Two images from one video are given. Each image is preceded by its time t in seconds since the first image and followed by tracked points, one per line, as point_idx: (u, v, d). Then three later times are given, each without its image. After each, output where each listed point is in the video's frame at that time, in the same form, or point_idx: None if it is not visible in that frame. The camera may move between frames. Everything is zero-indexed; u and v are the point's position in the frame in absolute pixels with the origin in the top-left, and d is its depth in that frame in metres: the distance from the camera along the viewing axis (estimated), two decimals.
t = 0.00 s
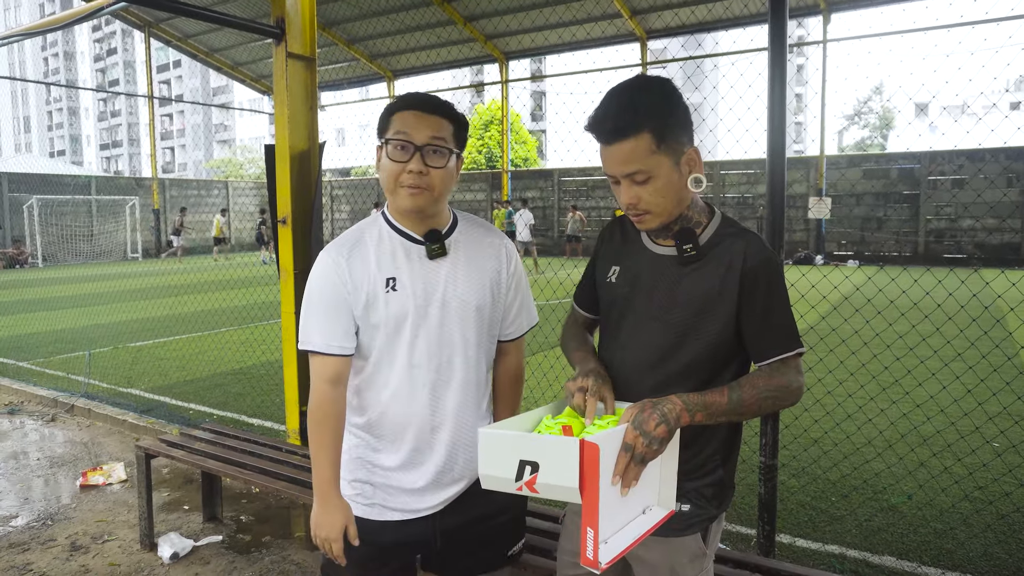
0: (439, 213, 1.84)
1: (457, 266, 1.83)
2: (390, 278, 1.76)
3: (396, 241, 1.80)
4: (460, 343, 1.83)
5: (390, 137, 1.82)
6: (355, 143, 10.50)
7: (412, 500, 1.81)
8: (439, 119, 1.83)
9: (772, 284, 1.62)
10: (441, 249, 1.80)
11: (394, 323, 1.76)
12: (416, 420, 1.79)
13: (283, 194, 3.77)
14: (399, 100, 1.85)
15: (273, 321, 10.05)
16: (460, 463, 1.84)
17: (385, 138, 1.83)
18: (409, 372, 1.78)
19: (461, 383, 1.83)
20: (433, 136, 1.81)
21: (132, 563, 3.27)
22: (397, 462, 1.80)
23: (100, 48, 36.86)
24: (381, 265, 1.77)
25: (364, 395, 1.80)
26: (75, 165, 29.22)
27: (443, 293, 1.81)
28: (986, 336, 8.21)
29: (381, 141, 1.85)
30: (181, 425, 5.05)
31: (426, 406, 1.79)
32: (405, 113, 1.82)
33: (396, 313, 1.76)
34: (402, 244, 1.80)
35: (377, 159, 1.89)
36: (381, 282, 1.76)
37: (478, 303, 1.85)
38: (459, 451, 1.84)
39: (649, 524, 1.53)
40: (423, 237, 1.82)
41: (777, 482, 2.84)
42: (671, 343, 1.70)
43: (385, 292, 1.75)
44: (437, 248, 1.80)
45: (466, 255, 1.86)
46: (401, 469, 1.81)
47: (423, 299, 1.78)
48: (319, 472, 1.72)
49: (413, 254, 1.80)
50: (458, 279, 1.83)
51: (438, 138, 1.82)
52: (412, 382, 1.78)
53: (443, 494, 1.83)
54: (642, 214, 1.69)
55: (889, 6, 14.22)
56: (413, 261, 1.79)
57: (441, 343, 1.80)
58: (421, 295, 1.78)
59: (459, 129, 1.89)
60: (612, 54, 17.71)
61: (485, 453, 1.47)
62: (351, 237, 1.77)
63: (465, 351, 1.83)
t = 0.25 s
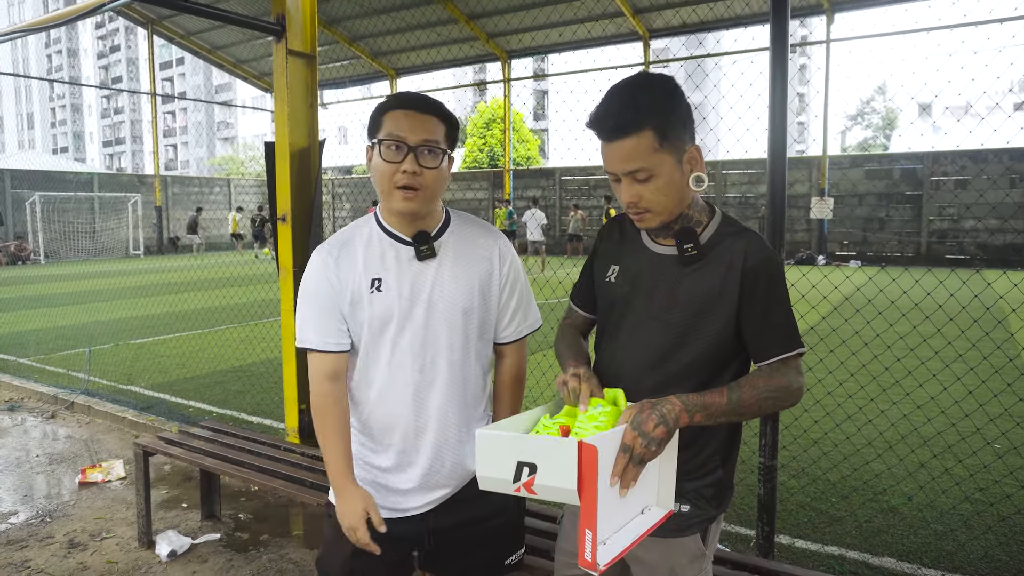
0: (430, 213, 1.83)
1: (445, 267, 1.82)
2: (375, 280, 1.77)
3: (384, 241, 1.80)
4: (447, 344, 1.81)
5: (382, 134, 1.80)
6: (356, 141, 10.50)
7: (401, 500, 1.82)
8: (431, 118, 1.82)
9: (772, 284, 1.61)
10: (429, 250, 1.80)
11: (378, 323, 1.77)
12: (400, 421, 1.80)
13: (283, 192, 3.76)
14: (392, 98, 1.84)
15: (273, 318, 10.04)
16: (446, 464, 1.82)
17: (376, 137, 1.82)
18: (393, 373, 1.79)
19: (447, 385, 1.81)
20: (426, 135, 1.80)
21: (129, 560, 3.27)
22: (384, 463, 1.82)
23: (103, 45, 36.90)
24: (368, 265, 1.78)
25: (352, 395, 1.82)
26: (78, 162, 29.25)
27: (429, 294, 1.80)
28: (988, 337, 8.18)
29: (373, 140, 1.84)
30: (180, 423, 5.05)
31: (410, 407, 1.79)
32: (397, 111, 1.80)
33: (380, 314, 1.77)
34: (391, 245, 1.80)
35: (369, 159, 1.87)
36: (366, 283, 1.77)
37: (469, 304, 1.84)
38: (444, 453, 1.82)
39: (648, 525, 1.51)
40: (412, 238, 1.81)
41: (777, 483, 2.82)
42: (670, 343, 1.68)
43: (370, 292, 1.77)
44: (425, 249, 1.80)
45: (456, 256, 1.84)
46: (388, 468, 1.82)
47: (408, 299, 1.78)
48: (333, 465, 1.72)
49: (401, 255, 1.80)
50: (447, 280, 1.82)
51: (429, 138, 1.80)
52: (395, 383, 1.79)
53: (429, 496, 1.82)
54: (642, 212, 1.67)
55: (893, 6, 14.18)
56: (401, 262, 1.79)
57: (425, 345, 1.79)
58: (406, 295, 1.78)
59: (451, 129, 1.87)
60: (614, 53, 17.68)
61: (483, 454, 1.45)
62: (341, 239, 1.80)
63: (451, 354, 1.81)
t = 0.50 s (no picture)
0: (433, 209, 1.82)
1: (444, 264, 1.81)
2: (373, 275, 1.75)
3: (384, 235, 1.78)
4: (443, 342, 1.80)
5: (385, 131, 1.79)
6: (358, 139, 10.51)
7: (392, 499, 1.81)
8: (433, 114, 1.82)
9: (773, 283, 1.60)
10: (430, 247, 1.78)
11: (376, 320, 1.76)
12: (395, 419, 1.78)
13: (283, 190, 3.75)
14: (392, 94, 1.83)
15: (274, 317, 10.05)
16: (441, 463, 1.82)
17: (380, 134, 1.80)
18: (388, 371, 1.77)
19: (444, 384, 1.80)
20: (432, 133, 1.80)
21: (128, 559, 3.26)
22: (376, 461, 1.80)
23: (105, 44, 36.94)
24: (366, 260, 1.76)
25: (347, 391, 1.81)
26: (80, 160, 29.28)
27: (428, 291, 1.78)
28: (990, 338, 8.16)
29: (375, 136, 1.82)
30: (180, 421, 5.04)
31: (406, 405, 1.78)
32: (401, 108, 1.80)
33: (378, 310, 1.75)
34: (391, 240, 1.78)
35: (371, 155, 1.86)
36: (364, 278, 1.75)
37: (467, 302, 1.82)
38: (440, 452, 1.81)
39: (646, 526, 1.50)
40: (411, 235, 1.79)
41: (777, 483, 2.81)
42: (671, 342, 1.67)
43: (368, 287, 1.75)
44: (426, 246, 1.78)
45: (455, 253, 1.83)
46: (379, 468, 1.81)
47: (407, 295, 1.76)
48: (323, 463, 1.74)
49: (401, 252, 1.78)
50: (446, 278, 1.81)
51: (435, 136, 1.80)
52: (391, 381, 1.77)
53: (423, 496, 1.81)
54: (641, 211, 1.66)
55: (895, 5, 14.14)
56: (400, 259, 1.78)
57: (422, 342, 1.78)
58: (405, 291, 1.76)
59: (452, 126, 1.87)
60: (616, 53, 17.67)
61: (480, 450, 1.45)
62: (339, 232, 1.78)
63: (450, 352, 1.80)
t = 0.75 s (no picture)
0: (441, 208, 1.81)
1: (450, 261, 1.80)
2: (378, 271, 1.74)
3: (391, 233, 1.76)
4: (445, 340, 1.79)
5: (400, 134, 1.76)
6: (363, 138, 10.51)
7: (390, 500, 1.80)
8: (445, 114, 1.79)
9: (777, 282, 1.58)
10: (436, 245, 1.78)
11: (378, 317, 1.74)
12: (396, 418, 1.77)
13: (286, 188, 3.75)
14: (401, 92, 1.79)
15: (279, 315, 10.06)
16: (441, 463, 1.81)
17: (395, 135, 1.77)
18: (390, 369, 1.75)
19: (445, 383, 1.80)
20: (449, 136, 1.77)
21: (132, 556, 3.27)
22: (375, 460, 1.79)
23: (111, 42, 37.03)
24: (371, 257, 1.74)
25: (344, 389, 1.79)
26: (86, 158, 29.39)
27: (432, 289, 1.78)
28: (997, 336, 8.10)
29: (387, 135, 1.79)
30: (184, 418, 5.06)
31: (407, 404, 1.77)
32: (415, 106, 1.76)
33: (382, 307, 1.74)
34: (398, 238, 1.76)
35: (380, 154, 1.82)
36: (369, 274, 1.73)
37: (470, 300, 1.82)
38: (440, 452, 1.81)
39: (650, 528, 1.49)
40: (418, 232, 1.79)
41: (781, 482, 2.79)
42: (672, 342, 1.66)
43: (373, 284, 1.73)
44: (432, 244, 1.78)
45: (461, 251, 1.83)
46: (378, 468, 1.79)
47: (411, 293, 1.75)
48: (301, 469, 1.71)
49: (407, 249, 1.76)
50: (451, 275, 1.80)
51: (453, 139, 1.78)
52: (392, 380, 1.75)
53: (421, 496, 1.81)
54: (642, 210, 1.65)
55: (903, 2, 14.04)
56: (405, 255, 1.76)
57: (426, 340, 1.77)
58: (409, 289, 1.75)
59: (463, 125, 1.85)
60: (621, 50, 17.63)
61: (487, 457, 1.43)
62: (341, 227, 1.76)
63: (454, 350, 1.80)
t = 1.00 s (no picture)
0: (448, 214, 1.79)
1: (454, 270, 1.79)
2: (384, 281, 1.71)
3: (394, 239, 1.74)
4: (448, 349, 1.79)
5: (411, 142, 1.72)
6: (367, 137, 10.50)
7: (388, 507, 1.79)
8: (454, 119, 1.75)
9: (779, 283, 1.57)
10: (441, 253, 1.77)
11: (383, 327, 1.72)
12: (397, 427, 1.76)
13: (288, 186, 3.74)
14: (409, 93, 1.75)
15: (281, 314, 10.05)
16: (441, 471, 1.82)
17: (405, 143, 1.73)
18: (393, 379, 1.74)
19: (448, 393, 1.80)
20: (461, 146, 1.75)
21: (133, 556, 3.26)
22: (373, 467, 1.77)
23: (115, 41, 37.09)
24: (376, 266, 1.71)
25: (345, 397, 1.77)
26: (90, 157, 29.46)
27: (436, 298, 1.77)
28: (1002, 337, 8.06)
29: (394, 141, 1.75)
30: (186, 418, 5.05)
31: (408, 414, 1.75)
32: (425, 113, 1.73)
33: (387, 317, 1.72)
34: (401, 245, 1.74)
35: (385, 158, 1.78)
36: (375, 284, 1.71)
37: (473, 307, 1.82)
38: (440, 460, 1.81)
39: (649, 529, 1.47)
40: (422, 240, 1.77)
41: (785, 484, 2.77)
42: (673, 342, 1.64)
43: (378, 294, 1.71)
44: (438, 252, 1.77)
45: (464, 259, 1.82)
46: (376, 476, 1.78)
47: (415, 302, 1.74)
48: (308, 487, 1.65)
49: (411, 256, 1.75)
50: (454, 283, 1.79)
51: (463, 148, 1.75)
52: (395, 389, 1.74)
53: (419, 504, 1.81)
54: (644, 210, 1.63)
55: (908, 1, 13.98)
56: (410, 263, 1.75)
57: (430, 351, 1.76)
58: (414, 299, 1.73)
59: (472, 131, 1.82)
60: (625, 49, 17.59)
61: (482, 455, 1.42)
62: (343, 231, 1.71)
63: (455, 360, 1.80)
